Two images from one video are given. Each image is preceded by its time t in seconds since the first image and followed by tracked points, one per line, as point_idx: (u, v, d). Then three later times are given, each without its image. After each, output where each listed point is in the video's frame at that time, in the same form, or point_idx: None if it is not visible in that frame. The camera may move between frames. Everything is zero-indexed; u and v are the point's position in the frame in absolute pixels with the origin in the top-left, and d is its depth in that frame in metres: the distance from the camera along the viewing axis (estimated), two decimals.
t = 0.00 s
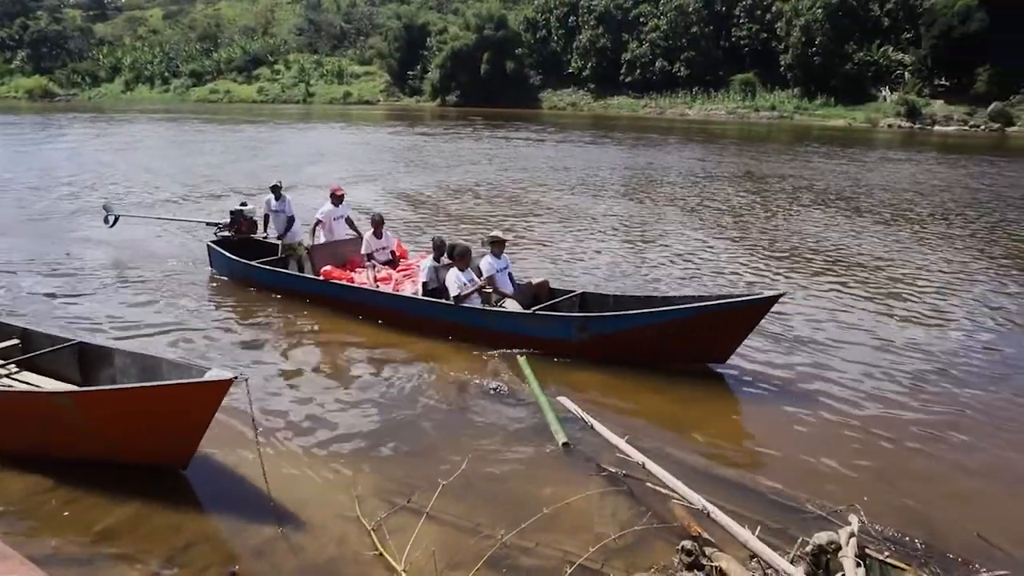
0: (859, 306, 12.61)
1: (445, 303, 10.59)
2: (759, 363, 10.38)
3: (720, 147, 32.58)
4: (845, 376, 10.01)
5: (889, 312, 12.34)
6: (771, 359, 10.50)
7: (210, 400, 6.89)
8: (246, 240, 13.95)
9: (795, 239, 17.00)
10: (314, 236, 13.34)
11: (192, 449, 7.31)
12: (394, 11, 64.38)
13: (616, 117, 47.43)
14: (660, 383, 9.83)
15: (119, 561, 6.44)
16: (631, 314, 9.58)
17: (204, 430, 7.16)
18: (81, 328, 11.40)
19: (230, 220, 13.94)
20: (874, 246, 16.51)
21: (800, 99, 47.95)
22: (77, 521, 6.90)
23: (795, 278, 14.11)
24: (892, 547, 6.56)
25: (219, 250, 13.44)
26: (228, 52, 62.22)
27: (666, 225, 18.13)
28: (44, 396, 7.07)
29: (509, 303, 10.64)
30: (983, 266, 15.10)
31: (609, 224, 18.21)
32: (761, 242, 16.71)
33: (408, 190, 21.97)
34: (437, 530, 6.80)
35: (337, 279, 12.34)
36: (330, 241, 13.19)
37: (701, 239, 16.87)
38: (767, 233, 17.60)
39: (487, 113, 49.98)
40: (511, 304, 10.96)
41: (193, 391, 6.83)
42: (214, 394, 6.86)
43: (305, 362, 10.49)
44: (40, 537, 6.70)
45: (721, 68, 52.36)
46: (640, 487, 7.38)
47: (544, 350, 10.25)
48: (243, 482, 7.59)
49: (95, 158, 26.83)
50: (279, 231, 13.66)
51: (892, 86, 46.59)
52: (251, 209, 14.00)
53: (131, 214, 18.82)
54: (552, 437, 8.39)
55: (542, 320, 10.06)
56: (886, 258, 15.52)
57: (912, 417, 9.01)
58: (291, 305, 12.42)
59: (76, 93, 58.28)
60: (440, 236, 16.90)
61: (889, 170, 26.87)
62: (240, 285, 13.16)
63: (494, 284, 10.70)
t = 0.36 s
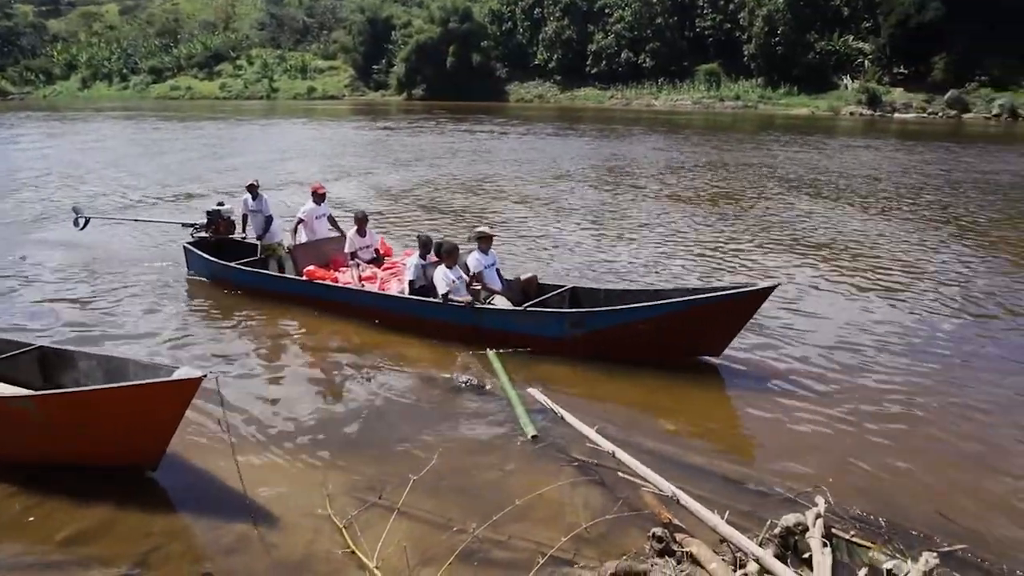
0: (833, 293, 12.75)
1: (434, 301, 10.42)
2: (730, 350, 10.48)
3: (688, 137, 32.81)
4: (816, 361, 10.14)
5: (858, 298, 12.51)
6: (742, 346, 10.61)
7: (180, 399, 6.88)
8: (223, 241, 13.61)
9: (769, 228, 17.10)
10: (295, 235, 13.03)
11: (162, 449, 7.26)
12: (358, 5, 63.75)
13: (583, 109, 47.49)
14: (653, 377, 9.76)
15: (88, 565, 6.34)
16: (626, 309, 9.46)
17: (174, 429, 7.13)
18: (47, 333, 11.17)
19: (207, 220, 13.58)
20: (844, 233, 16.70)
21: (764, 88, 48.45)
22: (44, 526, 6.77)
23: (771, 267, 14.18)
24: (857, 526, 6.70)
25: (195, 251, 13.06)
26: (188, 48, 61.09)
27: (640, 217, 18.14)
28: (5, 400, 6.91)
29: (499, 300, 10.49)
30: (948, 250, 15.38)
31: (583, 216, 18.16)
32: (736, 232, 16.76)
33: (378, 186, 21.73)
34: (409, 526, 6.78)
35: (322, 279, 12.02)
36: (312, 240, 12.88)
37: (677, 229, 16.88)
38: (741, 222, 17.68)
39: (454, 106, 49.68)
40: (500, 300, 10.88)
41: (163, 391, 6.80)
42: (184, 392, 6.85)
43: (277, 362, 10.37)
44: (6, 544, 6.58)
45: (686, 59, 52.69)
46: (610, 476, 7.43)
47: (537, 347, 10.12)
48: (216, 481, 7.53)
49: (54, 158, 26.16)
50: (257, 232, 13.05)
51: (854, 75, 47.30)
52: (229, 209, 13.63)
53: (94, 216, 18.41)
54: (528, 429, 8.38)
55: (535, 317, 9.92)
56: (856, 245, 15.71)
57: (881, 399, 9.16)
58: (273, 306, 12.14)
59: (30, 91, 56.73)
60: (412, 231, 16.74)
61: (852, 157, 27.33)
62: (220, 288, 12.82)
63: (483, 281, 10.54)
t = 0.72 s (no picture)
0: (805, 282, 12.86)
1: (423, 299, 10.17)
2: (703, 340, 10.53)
3: (657, 128, 32.98)
4: (787, 349, 10.24)
5: (828, 286, 12.64)
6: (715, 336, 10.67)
7: (146, 398, 6.80)
8: (201, 240, 13.16)
9: (740, 219, 17.17)
10: (277, 234, 12.54)
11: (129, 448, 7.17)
12: None
13: (551, 101, 47.50)
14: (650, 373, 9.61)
15: (54, 568, 6.21)
16: (623, 305, 9.26)
17: (142, 428, 7.04)
18: (12, 335, 10.88)
19: (183, 219, 13.13)
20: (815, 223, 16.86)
21: (731, 79, 48.85)
22: (8, 530, 6.61)
23: (749, 259, 14.21)
24: (825, 509, 6.78)
25: (173, 250, 12.67)
26: (150, 42, 59.88)
27: (614, 209, 18.14)
28: None
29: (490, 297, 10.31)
30: (913, 238, 15.63)
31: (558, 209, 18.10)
32: (710, 223, 16.81)
33: (347, 181, 21.45)
34: (380, 522, 6.72)
35: (307, 278, 11.70)
36: (294, 238, 12.55)
37: (652, 222, 16.88)
38: (714, 213, 17.73)
39: (422, 99, 49.31)
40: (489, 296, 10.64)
41: (130, 390, 6.70)
42: (150, 392, 6.78)
43: (248, 358, 10.23)
44: None
45: (654, 50, 52.94)
46: (581, 467, 7.44)
47: (532, 345, 9.91)
48: (185, 480, 7.43)
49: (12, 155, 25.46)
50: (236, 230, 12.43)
51: (818, 66, 47.96)
52: (206, 206, 13.19)
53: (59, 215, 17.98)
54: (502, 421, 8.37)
55: (529, 315, 9.70)
56: (829, 234, 15.83)
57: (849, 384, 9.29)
58: (255, 306, 11.80)
59: None
60: (384, 226, 16.56)
61: (819, 147, 27.70)
62: (200, 288, 12.45)
63: (472, 277, 10.29)
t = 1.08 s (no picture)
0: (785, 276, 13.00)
1: (423, 302, 9.97)
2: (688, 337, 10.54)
3: (639, 126, 33.06)
4: (769, 344, 10.31)
5: (810, 281, 12.73)
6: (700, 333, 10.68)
7: (125, 403, 6.73)
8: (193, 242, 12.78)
9: (725, 215, 17.25)
10: (272, 236, 12.13)
11: (107, 453, 7.09)
12: None
13: (531, 99, 47.45)
14: (655, 375, 9.45)
15: None
16: (628, 307, 9.08)
17: (120, 433, 6.97)
18: None
19: (174, 221, 12.72)
20: (798, 218, 16.98)
21: (709, 76, 49.09)
22: None
23: (734, 255, 14.29)
24: (805, 503, 6.83)
25: (165, 254, 12.41)
26: (125, 41, 59.14)
27: (599, 206, 18.17)
28: None
29: (490, 298, 10.18)
30: (893, 233, 15.78)
31: (543, 207, 18.09)
32: (696, 220, 16.86)
33: (330, 181, 21.29)
34: (361, 523, 6.68)
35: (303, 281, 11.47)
36: (290, 241, 12.07)
37: (637, 219, 16.94)
38: (700, 210, 17.80)
39: (401, 97, 49.06)
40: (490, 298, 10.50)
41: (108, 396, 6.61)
42: (128, 397, 6.71)
43: (229, 360, 10.14)
44: None
45: (633, 48, 53.07)
46: (563, 465, 7.43)
47: (535, 348, 9.73)
48: (164, 484, 7.34)
49: None
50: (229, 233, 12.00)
51: (796, 62, 48.32)
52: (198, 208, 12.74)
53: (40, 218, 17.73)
54: (486, 420, 8.36)
55: (532, 318, 9.52)
56: (810, 230, 15.94)
57: (830, 378, 9.36)
58: (250, 311, 11.58)
59: None
60: (368, 227, 16.43)
61: (799, 143, 27.90)
62: (194, 292, 12.20)
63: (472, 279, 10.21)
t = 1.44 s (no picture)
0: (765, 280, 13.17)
1: (422, 310, 9.85)
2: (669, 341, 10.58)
3: (619, 130, 33.24)
4: (749, 347, 10.38)
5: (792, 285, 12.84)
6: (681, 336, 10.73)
7: (102, 411, 6.60)
8: (183, 249, 12.52)
9: (704, 219, 17.37)
10: (266, 243, 11.97)
11: (84, 460, 6.96)
12: None
13: (510, 103, 47.55)
14: (658, 382, 9.39)
15: None
16: (632, 315, 8.97)
17: (97, 440, 6.85)
18: None
19: (164, 226, 12.47)
20: (776, 222, 17.15)
21: (688, 81, 49.50)
22: None
23: (716, 259, 14.38)
24: (781, 506, 6.86)
25: (154, 260, 12.08)
26: (100, 43, 58.42)
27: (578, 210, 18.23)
28: None
29: (490, 306, 10.06)
30: (870, 237, 15.98)
31: (522, 211, 18.11)
32: (674, 224, 16.98)
33: (311, 186, 21.17)
34: (338, 532, 6.61)
35: (299, 288, 11.24)
36: (284, 247, 11.95)
37: (616, 222, 17.01)
38: (677, 214, 17.92)
39: (380, 101, 48.89)
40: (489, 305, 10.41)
41: (84, 403, 6.49)
42: (105, 404, 6.57)
43: (207, 366, 10.03)
44: None
45: (612, 53, 53.42)
46: (540, 470, 7.41)
47: (537, 356, 9.61)
48: (140, 491, 7.24)
49: None
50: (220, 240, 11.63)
51: (773, 68, 48.88)
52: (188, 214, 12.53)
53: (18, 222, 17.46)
54: (466, 425, 8.35)
55: (534, 325, 9.38)
56: (792, 234, 16.10)
57: (810, 380, 9.45)
58: (242, 318, 11.34)
59: None
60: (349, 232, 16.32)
61: (777, 148, 28.21)
62: (185, 301, 11.88)
63: (472, 286, 10.14)
